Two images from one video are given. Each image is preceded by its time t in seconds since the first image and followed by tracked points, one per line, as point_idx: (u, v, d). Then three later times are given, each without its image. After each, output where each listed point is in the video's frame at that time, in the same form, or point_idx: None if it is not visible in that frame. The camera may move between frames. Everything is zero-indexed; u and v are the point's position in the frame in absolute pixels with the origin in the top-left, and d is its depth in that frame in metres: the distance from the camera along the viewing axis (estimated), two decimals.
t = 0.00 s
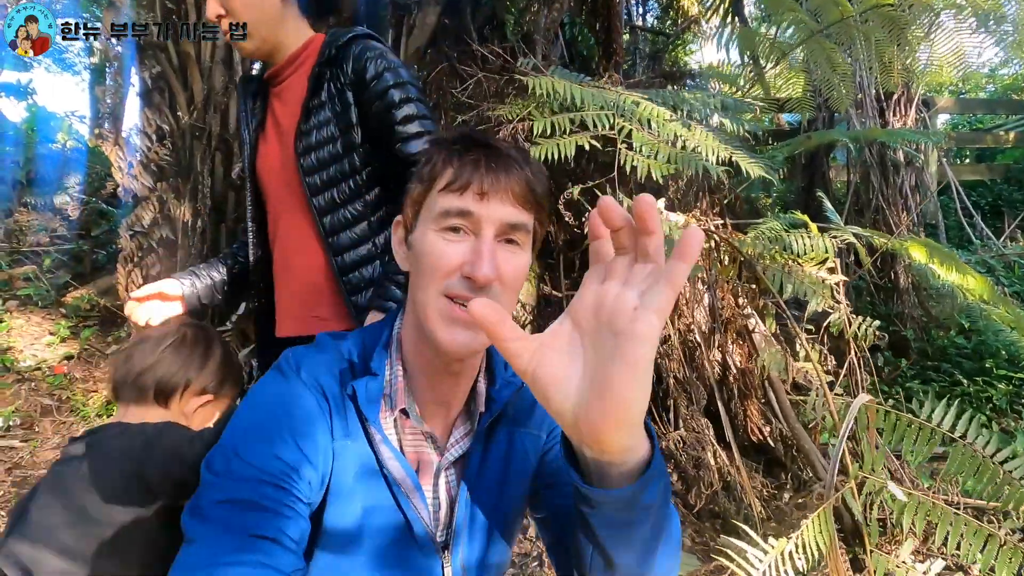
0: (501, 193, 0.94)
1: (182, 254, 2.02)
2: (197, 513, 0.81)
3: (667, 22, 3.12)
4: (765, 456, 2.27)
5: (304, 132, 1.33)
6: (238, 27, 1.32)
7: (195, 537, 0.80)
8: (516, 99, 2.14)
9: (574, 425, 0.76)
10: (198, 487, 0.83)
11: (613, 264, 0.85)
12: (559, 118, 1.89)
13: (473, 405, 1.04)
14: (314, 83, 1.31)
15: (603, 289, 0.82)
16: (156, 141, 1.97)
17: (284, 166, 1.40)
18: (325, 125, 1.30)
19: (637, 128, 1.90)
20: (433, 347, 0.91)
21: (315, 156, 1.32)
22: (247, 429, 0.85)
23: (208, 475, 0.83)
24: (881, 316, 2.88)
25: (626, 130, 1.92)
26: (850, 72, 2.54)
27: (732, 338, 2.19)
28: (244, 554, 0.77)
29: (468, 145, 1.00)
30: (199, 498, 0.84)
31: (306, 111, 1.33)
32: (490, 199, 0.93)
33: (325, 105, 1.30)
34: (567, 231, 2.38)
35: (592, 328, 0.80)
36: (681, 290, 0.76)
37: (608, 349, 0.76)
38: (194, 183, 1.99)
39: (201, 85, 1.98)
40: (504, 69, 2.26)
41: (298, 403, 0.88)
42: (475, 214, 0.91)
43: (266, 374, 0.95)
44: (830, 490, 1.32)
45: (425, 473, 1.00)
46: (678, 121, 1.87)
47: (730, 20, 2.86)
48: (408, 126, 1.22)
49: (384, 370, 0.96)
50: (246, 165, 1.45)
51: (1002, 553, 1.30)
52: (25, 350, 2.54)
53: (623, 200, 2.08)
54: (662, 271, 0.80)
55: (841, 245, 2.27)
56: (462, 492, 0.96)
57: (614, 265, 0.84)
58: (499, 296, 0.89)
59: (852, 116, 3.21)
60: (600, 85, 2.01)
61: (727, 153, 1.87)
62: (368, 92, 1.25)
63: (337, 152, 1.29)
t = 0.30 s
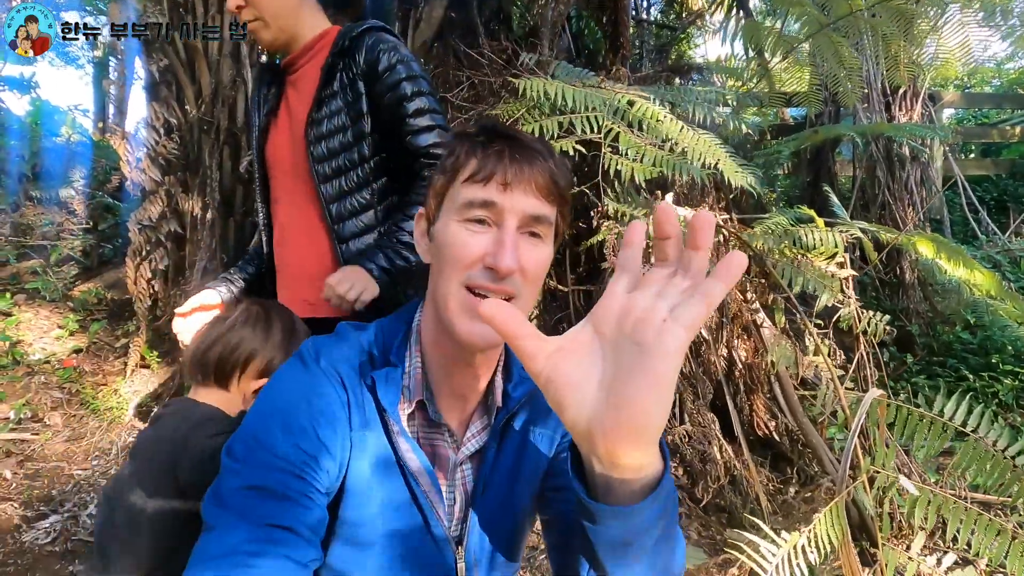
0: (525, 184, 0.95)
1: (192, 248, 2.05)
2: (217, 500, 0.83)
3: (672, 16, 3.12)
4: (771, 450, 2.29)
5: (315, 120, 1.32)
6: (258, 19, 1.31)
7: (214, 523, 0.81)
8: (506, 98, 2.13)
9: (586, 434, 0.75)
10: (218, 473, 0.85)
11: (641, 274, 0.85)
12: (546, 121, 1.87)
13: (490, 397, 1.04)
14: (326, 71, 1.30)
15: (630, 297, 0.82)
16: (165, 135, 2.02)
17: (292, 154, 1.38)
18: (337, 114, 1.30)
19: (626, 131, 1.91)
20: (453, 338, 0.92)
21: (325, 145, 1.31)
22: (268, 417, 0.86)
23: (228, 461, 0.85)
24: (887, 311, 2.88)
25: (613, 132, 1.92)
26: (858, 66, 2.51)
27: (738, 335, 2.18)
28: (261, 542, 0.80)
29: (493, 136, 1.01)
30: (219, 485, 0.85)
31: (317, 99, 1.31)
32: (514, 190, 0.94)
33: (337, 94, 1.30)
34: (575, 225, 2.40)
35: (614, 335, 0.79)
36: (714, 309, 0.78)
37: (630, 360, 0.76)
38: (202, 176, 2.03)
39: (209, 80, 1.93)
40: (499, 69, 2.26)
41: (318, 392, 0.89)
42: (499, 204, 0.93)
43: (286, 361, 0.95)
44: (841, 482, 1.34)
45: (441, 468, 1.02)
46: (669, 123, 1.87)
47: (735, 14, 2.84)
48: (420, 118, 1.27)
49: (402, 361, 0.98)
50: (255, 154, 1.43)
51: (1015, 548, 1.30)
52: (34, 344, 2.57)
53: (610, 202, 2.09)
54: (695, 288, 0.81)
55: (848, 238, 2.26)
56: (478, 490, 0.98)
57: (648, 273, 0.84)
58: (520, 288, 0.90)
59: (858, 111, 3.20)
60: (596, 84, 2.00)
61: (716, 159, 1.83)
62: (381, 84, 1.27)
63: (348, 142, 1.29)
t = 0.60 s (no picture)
0: (531, 179, 0.95)
1: (197, 243, 2.04)
2: (217, 496, 0.82)
3: (675, 10, 3.10)
4: (775, 447, 2.34)
5: (308, 121, 1.32)
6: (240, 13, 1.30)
7: (214, 520, 0.80)
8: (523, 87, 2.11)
9: (596, 454, 0.72)
10: (219, 468, 0.84)
11: (663, 294, 0.84)
12: (568, 110, 1.85)
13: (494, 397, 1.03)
14: (317, 72, 1.30)
15: (651, 317, 0.81)
16: (169, 129, 1.97)
17: (289, 155, 1.41)
18: (327, 113, 1.30)
19: (647, 123, 1.89)
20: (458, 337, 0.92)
21: (320, 144, 1.31)
22: (272, 412, 0.86)
23: (229, 456, 0.84)
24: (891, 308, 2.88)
25: (635, 124, 1.90)
26: (865, 60, 2.49)
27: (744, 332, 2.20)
28: (261, 539, 0.79)
29: (500, 131, 1.00)
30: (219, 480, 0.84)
31: (308, 99, 1.32)
32: (520, 184, 0.94)
33: (327, 94, 1.29)
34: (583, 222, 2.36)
35: (633, 354, 0.78)
36: (739, 339, 0.77)
37: (649, 382, 0.74)
38: (208, 172, 2.00)
39: (215, 73, 1.95)
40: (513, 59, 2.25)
41: (322, 388, 0.89)
42: (504, 198, 0.92)
43: (290, 356, 0.95)
44: (848, 479, 1.36)
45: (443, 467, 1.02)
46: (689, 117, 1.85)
47: (740, 8, 2.82)
48: (410, 107, 1.22)
49: (406, 358, 0.98)
50: (256, 156, 1.45)
51: None
52: (39, 339, 2.58)
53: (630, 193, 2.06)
54: (719, 316, 0.81)
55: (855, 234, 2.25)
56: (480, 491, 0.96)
57: (671, 296, 0.84)
58: (526, 285, 0.90)
59: (864, 106, 3.19)
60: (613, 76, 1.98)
61: (735, 153, 1.80)
62: (369, 78, 1.24)
63: (340, 140, 1.29)
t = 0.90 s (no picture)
0: (539, 177, 0.95)
1: (208, 244, 2.05)
2: (233, 501, 0.82)
3: (682, 9, 3.10)
4: (785, 450, 2.35)
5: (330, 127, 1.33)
6: (271, 26, 1.30)
7: (230, 524, 0.80)
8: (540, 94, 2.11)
9: (607, 459, 0.72)
10: (235, 474, 0.84)
11: (671, 300, 0.83)
12: (585, 114, 1.83)
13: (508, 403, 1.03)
14: (343, 77, 1.30)
15: (659, 323, 0.80)
16: (180, 131, 1.99)
17: (314, 161, 1.42)
18: (350, 118, 1.30)
19: (664, 123, 1.87)
20: (471, 341, 0.92)
21: (342, 149, 1.32)
22: (286, 416, 0.86)
23: (245, 461, 0.85)
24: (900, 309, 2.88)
25: (653, 125, 1.88)
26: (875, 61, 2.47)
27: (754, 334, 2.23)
28: (277, 543, 0.79)
29: (505, 131, 1.00)
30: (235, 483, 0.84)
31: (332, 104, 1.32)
32: (527, 183, 0.94)
33: (350, 99, 1.29)
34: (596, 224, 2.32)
35: (641, 360, 0.78)
36: (747, 344, 0.76)
37: (657, 389, 0.74)
38: (219, 173, 2.00)
39: (227, 75, 1.94)
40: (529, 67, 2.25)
41: (335, 391, 0.89)
42: (511, 197, 0.92)
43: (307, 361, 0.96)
44: (864, 486, 1.37)
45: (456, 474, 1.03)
46: (707, 115, 1.84)
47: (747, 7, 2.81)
48: (432, 112, 1.21)
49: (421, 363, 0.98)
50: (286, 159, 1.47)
51: None
52: (50, 338, 2.59)
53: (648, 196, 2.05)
54: (727, 321, 0.80)
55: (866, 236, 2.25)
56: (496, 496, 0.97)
57: (678, 301, 0.84)
58: (536, 285, 0.90)
59: (874, 106, 3.18)
60: (625, 79, 1.98)
61: (757, 148, 1.81)
62: (394, 83, 1.24)
63: (361, 146, 1.29)
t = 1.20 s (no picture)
0: (566, 192, 0.95)
1: (244, 253, 2.11)
2: (265, 508, 0.84)
3: (711, 21, 3.07)
4: (816, 468, 2.31)
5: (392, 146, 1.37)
6: (341, 43, 1.37)
7: (263, 530, 0.82)
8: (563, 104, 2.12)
9: (624, 471, 0.74)
10: (267, 482, 0.86)
11: (683, 315, 0.82)
12: (605, 127, 1.85)
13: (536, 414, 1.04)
14: (406, 95, 1.34)
15: (672, 337, 0.80)
16: (220, 144, 2.07)
17: (378, 179, 1.47)
18: (409, 136, 1.33)
19: (684, 138, 1.88)
20: (498, 353, 0.93)
21: (401, 167, 1.35)
22: (317, 425, 0.89)
23: (278, 469, 0.87)
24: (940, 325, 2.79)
25: (673, 139, 1.89)
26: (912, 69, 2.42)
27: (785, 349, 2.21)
28: (307, 550, 0.80)
29: (531, 144, 1.00)
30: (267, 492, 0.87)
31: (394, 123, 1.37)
32: (554, 198, 0.94)
33: (410, 117, 1.33)
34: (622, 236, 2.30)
35: (654, 372, 0.78)
36: (759, 354, 0.75)
37: (671, 402, 0.74)
38: (256, 185, 2.06)
39: (264, 91, 2.01)
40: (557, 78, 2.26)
41: (364, 401, 0.92)
42: (538, 212, 0.94)
43: (338, 375, 0.98)
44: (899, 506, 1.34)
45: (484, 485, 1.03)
46: (727, 130, 1.84)
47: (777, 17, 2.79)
48: (480, 132, 1.23)
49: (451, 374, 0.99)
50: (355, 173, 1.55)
51: None
52: (93, 342, 2.69)
53: (668, 209, 2.04)
54: (738, 333, 0.78)
55: (903, 249, 2.20)
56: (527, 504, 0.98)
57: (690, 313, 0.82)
58: (562, 299, 0.92)
59: (911, 116, 3.12)
60: (648, 92, 1.99)
61: (777, 165, 1.78)
62: (449, 102, 1.27)
63: (418, 163, 1.32)
